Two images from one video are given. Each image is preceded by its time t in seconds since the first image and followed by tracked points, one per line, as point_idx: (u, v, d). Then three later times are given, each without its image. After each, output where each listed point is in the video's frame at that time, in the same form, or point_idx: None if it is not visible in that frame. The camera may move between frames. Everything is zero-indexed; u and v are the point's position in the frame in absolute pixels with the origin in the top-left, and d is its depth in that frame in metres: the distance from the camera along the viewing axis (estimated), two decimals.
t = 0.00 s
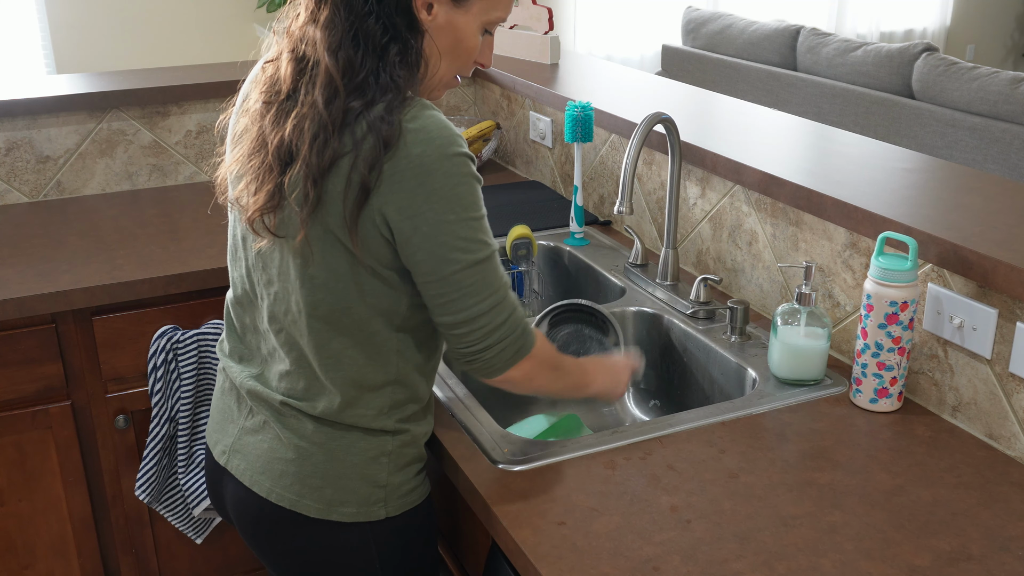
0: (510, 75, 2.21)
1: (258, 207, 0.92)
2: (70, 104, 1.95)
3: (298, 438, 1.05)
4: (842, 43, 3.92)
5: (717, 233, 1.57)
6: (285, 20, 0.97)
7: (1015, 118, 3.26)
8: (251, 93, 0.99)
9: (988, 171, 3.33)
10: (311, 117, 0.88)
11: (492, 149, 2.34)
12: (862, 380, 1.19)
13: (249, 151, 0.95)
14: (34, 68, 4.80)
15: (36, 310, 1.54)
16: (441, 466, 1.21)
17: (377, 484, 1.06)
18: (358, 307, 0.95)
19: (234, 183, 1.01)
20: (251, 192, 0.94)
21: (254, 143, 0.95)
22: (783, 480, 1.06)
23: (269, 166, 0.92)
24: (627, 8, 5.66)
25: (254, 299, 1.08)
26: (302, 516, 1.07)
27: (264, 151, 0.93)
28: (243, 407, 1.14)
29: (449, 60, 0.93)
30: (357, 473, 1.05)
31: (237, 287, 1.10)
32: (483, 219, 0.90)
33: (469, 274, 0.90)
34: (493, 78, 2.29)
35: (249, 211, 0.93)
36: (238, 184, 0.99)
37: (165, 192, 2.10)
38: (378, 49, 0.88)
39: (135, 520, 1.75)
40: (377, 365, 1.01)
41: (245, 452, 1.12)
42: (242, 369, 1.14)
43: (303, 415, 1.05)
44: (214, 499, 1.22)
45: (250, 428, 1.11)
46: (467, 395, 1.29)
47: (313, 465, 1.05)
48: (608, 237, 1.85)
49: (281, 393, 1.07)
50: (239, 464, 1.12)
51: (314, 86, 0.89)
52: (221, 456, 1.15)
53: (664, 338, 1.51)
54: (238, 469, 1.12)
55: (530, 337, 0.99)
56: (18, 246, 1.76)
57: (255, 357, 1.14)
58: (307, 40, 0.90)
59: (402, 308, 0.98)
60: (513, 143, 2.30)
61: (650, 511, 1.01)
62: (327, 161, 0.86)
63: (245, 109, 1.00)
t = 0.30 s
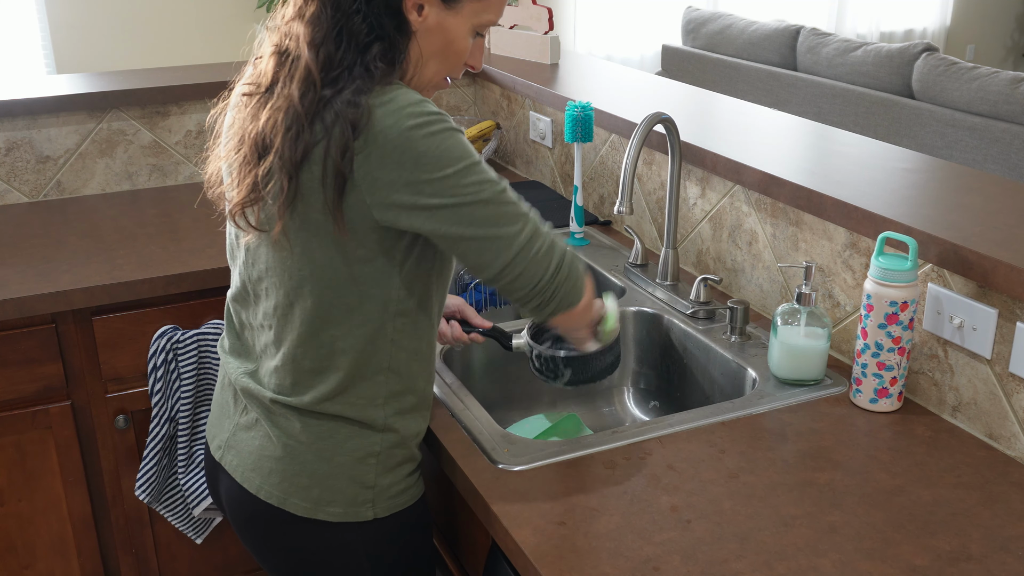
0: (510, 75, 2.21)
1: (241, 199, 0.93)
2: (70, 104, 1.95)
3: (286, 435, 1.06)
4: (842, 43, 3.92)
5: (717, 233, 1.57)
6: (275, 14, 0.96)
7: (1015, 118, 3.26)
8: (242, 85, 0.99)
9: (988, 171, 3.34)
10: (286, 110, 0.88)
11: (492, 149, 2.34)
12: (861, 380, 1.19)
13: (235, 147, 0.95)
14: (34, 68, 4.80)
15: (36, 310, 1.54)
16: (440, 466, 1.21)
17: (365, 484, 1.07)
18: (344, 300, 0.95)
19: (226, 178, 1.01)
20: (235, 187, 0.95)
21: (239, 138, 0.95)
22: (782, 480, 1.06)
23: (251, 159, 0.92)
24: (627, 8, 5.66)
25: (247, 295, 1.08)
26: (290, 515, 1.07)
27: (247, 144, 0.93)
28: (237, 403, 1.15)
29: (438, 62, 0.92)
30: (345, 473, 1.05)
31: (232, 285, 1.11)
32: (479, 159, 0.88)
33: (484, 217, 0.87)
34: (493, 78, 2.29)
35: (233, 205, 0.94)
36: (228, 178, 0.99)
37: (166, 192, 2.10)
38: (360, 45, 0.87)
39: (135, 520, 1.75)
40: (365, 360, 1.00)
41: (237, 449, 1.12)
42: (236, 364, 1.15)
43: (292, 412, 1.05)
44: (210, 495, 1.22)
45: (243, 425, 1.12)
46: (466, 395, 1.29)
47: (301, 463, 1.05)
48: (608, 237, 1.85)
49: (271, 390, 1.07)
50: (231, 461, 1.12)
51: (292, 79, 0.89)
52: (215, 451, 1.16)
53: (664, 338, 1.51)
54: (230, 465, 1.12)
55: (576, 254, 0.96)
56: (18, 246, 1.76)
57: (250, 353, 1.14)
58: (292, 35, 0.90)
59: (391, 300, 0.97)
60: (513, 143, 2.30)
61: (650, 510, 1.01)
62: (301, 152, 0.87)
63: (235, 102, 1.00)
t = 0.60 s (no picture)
0: (510, 75, 2.21)
1: (229, 198, 0.92)
2: (70, 104, 1.95)
3: (281, 434, 1.06)
4: (842, 43, 3.92)
5: (717, 233, 1.57)
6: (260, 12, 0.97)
7: (1015, 117, 3.25)
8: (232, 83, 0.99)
9: (988, 171, 3.33)
10: (270, 107, 0.88)
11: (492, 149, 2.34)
12: (862, 380, 1.19)
13: (225, 145, 0.96)
14: (34, 68, 4.80)
15: (36, 310, 1.54)
16: (441, 466, 1.21)
17: (359, 485, 1.06)
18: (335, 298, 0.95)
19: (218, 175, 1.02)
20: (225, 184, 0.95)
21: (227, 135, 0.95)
22: (783, 480, 1.06)
23: (237, 157, 0.92)
24: (627, 8, 5.66)
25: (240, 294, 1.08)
26: (285, 515, 1.08)
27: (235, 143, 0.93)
28: (234, 402, 1.15)
29: (424, 57, 0.92)
30: (339, 473, 1.05)
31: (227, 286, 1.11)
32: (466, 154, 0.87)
33: (466, 213, 0.85)
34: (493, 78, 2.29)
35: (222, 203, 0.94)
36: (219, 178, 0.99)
37: (166, 193, 2.10)
38: (342, 38, 0.88)
39: (135, 520, 1.75)
40: (357, 359, 1.00)
41: (233, 448, 1.12)
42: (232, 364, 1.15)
43: (286, 411, 1.05)
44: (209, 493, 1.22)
45: (239, 424, 1.12)
46: (466, 395, 1.29)
47: (296, 463, 1.06)
48: (608, 237, 1.85)
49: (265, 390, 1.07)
50: (227, 459, 1.13)
51: (277, 75, 0.89)
52: (212, 451, 1.16)
53: (664, 338, 1.51)
54: (226, 464, 1.13)
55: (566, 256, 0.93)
56: (18, 246, 1.76)
57: (246, 353, 1.14)
58: (276, 33, 0.91)
59: (383, 296, 0.97)
60: (513, 143, 2.30)
61: (650, 511, 1.01)
62: (286, 147, 0.87)
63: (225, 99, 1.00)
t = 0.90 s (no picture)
0: (510, 75, 2.21)
1: (233, 215, 0.92)
2: (70, 104, 1.95)
3: (278, 438, 1.06)
4: (842, 43, 3.92)
5: (717, 233, 1.57)
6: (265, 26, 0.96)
7: (1016, 118, 3.24)
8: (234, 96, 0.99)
9: (988, 171, 3.33)
10: (282, 128, 0.87)
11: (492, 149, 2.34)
12: (862, 380, 1.19)
13: (228, 158, 0.95)
14: (34, 68, 4.80)
15: (36, 310, 1.54)
16: (441, 466, 1.21)
17: (357, 487, 1.06)
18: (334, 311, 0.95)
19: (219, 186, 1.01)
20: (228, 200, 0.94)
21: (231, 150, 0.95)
22: (782, 481, 1.06)
23: (243, 174, 0.92)
24: (627, 8, 5.66)
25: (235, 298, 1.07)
26: (284, 517, 1.07)
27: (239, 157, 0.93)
28: (229, 406, 1.14)
29: (433, 60, 0.92)
30: (337, 475, 1.05)
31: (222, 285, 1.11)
32: (457, 236, 0.88)
33: (434, 287, 0.87)
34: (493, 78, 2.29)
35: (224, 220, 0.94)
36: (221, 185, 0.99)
37: (165, 193, 2.10)
38: (352, 55, 0.87)
39: (135, 520, 1.75)
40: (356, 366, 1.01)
41: (230, 451, 1.12)
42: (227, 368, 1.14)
43: (284, 415, 1.06)
44: (205, 497, 1.22)
45: (235, 428, 1.12)
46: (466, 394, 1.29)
47: (293, 467, 1.05)
48: (608, 237, 1.85)
49: (263, 394, 1.08)
50: (223, 463, 1.12)
51: (288, 96, 0.88)
52: (209, 455, 1.16)
53: (664, 338, 1.51)
54: (223, 468, 1.12)
55: (503, 360, 0.96)
56: (18, 246, 1.76)
57: (241, 357, 1.14)
58: (282, 49, 0.90)
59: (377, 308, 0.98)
60: (513, 143, 2.30)
61: (650, 511, 1.01)
62: (296, 170, 0.86)
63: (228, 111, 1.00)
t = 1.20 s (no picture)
0: (510, 75, 2.21)
1: (245, 218, 0.92)
2: (70, 104, 1.95)
3: (277, 440, 1.06)
4: (842, 43, 3.92)
5: (717, 233, 1.57)
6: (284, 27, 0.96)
7: (1016, 118, 3.25)
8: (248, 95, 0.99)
9: (988, 171, 3.34)
10: (302, 135, 0.87)
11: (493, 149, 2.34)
12: (862, 380, 1.19)
13: (239, 159, 0.95)
14: (34, 68, 4.80)
15: (36, 310, 1.54)
16: (441, 466, 1.21)
17: (354, 488, 1.07)
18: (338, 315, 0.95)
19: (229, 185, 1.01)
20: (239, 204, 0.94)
21: (245, 153, 0.94)
22: (782, 481, 1.06)
23: (258, 178, 0.91)
24: (627, 8, 5.66)
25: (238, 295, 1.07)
26: (281, 517, 1.08)
27: (254, 160, 0.93)
28: (230, 404, 1.14)
29: (450, 74, 0.92)
30: (334, 477, 1.05)
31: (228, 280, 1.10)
32: (467, 262, 0.89)
33: (439, 313, 0.88)
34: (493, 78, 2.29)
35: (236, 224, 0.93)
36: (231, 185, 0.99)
37: (165, 192, 2.10)
38: (372, 67, 0.87)
39: (135, 520, 1.75)
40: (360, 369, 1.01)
41: (228, 450, 1.12)
42: (230, 364, 1.14)
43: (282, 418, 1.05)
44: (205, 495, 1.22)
45: (235, 427, 1.12)
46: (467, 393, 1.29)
47: (291, 468, 1.05)
48: (608, 237, 1.85)
49: (263, 394, 1.08)
50: (223, 462, 1.12)
51: (307, 103, 0.88)
52: (208, 453, 1.16)
53: (664, 338, 1.51)
54: (222, 466, 1.13)
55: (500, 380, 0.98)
56: (18, 246, 1.76)
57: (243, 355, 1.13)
58: (304, 53, 0.90)
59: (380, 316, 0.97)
60: (513, 143, 2.30)
61: (650, 511, 1.01)
62: (313, 182, 0.86)
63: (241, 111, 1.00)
